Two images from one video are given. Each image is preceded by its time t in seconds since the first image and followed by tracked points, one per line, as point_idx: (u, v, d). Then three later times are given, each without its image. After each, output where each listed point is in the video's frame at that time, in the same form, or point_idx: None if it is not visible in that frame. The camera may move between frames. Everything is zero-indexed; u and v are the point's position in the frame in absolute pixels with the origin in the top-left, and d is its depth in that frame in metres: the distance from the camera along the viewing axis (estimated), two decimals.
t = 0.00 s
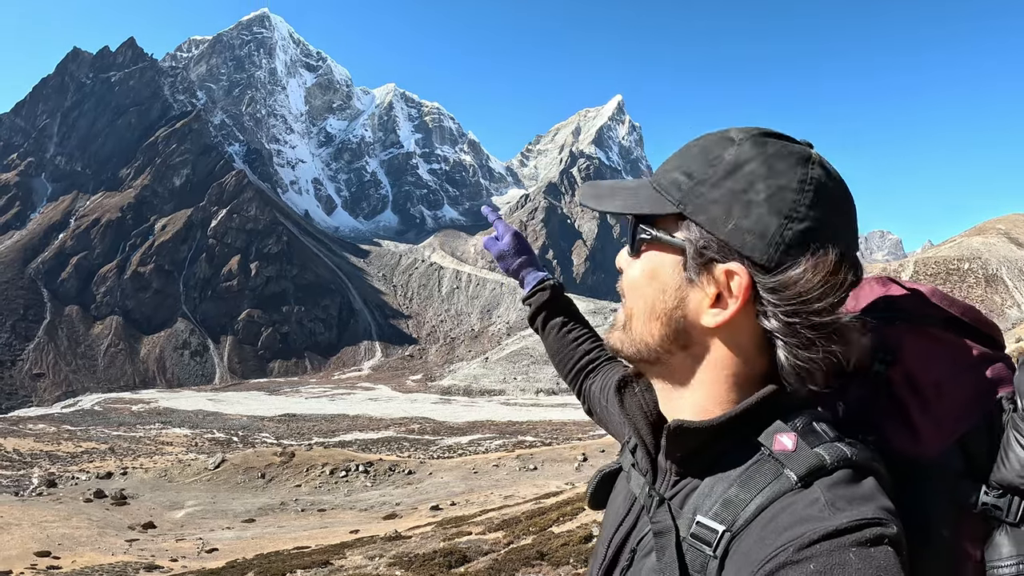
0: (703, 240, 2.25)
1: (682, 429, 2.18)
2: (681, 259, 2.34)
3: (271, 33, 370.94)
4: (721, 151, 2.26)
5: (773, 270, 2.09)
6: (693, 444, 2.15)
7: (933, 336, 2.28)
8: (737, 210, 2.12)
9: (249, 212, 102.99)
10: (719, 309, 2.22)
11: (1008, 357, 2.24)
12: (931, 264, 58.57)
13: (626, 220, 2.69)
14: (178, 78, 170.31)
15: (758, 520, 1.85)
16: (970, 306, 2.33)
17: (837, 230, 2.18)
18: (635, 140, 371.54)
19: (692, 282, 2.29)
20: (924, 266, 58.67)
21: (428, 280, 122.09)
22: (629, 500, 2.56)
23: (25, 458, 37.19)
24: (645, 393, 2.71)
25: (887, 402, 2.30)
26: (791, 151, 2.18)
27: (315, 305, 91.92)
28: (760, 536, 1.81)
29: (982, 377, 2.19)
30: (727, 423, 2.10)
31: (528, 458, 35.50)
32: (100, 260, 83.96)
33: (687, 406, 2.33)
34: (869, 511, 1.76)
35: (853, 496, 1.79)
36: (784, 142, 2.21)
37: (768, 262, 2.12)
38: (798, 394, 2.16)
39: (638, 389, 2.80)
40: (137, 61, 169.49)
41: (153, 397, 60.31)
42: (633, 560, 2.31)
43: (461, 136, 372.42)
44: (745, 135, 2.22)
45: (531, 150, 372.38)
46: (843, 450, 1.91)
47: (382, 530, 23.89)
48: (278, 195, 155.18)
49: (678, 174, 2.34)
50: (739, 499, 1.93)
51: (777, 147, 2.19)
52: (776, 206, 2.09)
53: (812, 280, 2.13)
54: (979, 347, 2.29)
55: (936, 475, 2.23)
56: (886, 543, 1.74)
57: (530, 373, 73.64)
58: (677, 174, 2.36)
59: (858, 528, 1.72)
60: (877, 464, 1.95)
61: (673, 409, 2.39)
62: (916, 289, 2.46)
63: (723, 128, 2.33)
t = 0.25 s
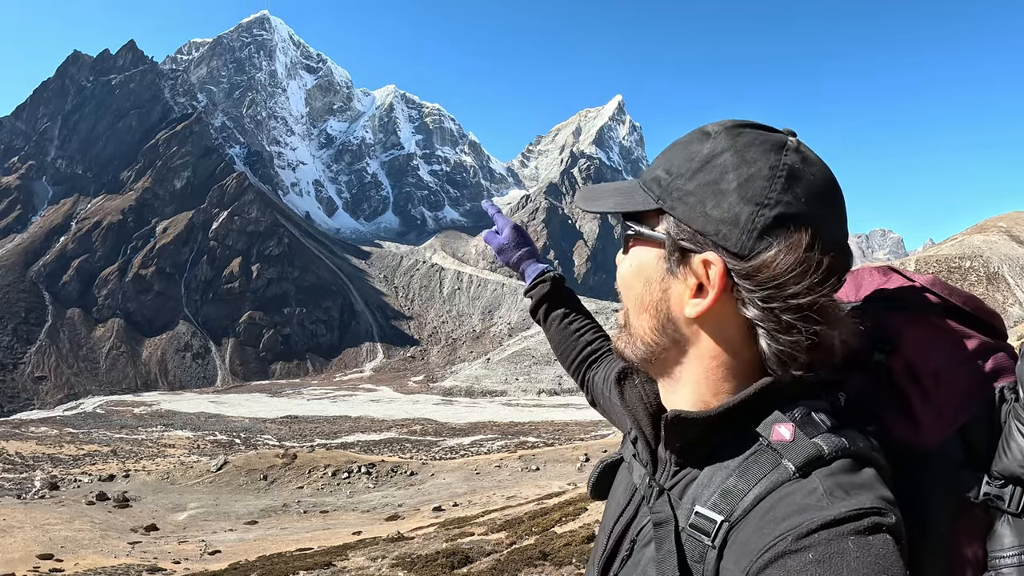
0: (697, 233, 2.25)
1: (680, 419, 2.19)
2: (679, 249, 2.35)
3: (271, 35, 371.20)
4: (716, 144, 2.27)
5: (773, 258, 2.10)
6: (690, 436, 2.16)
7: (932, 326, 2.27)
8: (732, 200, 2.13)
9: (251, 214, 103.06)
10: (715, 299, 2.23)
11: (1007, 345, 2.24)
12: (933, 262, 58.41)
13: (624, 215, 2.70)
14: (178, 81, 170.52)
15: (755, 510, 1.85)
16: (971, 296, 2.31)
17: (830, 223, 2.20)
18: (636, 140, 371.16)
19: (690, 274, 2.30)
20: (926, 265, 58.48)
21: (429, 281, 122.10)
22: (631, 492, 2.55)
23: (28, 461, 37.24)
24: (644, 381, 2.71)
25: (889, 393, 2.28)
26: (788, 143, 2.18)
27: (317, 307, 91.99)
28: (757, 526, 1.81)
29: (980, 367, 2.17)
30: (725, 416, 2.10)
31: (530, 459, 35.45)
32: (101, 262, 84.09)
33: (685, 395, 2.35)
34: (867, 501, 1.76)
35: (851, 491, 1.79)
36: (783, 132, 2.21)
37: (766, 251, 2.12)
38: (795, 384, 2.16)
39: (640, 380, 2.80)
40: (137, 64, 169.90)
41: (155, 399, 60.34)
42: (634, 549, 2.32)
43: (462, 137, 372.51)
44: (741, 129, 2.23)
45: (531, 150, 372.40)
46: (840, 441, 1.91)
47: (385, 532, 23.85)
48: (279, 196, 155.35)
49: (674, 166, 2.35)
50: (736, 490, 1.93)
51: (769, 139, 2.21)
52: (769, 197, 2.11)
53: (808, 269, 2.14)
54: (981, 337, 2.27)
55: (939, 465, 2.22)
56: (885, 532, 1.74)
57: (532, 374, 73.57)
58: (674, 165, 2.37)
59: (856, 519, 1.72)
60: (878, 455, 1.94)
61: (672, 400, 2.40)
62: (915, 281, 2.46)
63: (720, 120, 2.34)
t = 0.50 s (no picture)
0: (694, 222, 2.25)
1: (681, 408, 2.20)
2: (677, 239, 2.34)
3: (271, 36, 371.19)
4: (714, 135, 2.28)
5: (769, 246, 2.11)
6: (693, 426, 2.16)
7: (931, 315, 2.28)
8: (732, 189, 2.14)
9: (251, 215, 103.21)
10: (711, 288, 2.24)
11: (1006, 335, 2.24)
12: (934, 260, 58.28)
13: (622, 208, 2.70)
14: (179, 83, 170.60)
15: (760, 499, 1.85)
16: (971, 286, 2.31)
17: (826, 211, 2.22)
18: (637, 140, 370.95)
19: (688, 263, 2.30)
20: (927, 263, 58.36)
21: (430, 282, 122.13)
22: (632, 483, 2.55)
23: (29, 463, 37.27)
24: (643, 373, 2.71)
25: (887, 382, 2.29)
26: (785, 134, 2.20)
27: (318, 308, 92.10)
28: (761, 514, 1.82)
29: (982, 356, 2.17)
30: (725, 404, 2.11)
31: (532, 458, 35.44)
32: (102, 264, 84.19)
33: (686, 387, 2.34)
34: (868, 490, 1.77)
35: (854, 478, 1.80)
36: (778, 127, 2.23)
37: (766, 239, 2.13)
38: (794, 374, 2.17)
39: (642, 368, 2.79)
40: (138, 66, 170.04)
41: (157, 401, 60.38)
42: (636, 540, 2.32)
43: (463, 138, 372.52)
44: (739, 123, 2.24)
45: (532, 150, 372.37)
46: (842, 429, 1.91)
47: (387, 532, 23.86)
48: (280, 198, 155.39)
49: (672, 157, 2.37)
50: (742, 478, 1.93)
51: (763, 129, 2.22)
52: (765, 185, 2.13)
53: (807, 259, 2.15)
54: (982, 328, 2.27)
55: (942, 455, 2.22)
56: (887, 520, 1.75)
57: (533, 374, 73.54)
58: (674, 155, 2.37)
59: (858, 506, 1.73)
60: (877, 444, 1.94)
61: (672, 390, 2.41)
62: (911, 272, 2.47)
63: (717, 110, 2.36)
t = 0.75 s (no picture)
0: (680, 215, 2.24)
1: (671, 403, 2.19)
2: (656, 236, 2.35)
3: (271, 38, 371.09)
4: (702, 128, 2.25)
5: (756, 238, 2.10)
6: (688, 418, 2.14)
7: (926, 306, 2.24)
8: (716, 182, 2.13)
9: (253, 217, 103.30)
10: (697, 283, 2.21)
11: (1002, 328, 2.21)
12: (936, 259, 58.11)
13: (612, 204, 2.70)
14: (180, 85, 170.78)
15: (750, 493, 1.84)
16: (967, 279, 2.28)
17: (815, 203, 2.20)
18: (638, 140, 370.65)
19: (672, 258, 2.29)
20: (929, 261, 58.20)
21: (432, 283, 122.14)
22: (629, 476, 2.54)
23: (32, 465, 37.34)
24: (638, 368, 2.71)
25: (882, 375, 2.26)
26: (770, 127, 2.19)
27: (320, 309, 92.17)
28: (753, 508, 1.80)
29: (976, 354, 2.13)
30: (716, 399, 2.09)
31: (534, 459, 35.38)
32: (104, 266, 84.34)
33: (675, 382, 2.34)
34: (860, 485, 1.75)
35: (843, 474, 1.78)
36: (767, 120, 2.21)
37: (751, 233, 2.11)
38: (785, 365, 2.15)
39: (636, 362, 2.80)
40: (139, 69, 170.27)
41: (159, 402, 60.44)
42: (631, 533, 2.31)
43: (464, 138, 372.48)
44: (728, 115, 2.21)
45: (533, 151, 372.34)
46: (833, 422, 1.89)
47: (389, 534, 23.85)
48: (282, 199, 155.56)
49: (658, 150, 2.35)
50: (734, 471, 1.92)
51: (745, 119, 2.20)
52: (752, 176, 2.12)
53: (797, 251, 2.13)
54: (974, 320, 2.24)
55: (934, 449, 2.20)
56: (877, 515, 1.74)
57: (536, 374, 73.48)
58: (662, 149, 2.35)
59: (850, 501, 1.71)
60: (871, 439, 1.92)
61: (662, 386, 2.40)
62: (905, 263, 2.44)
63: (704, 104, 2.34)
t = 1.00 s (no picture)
0: (672, 216, 2.21)
1: (669, 407, 2.17)
2: (644, 244, 2.33)
3: (272, 40, 371.29)
4: (695, 134, 2.24)
5: (752, 245, 2.07)
6: (682, 424, 2.13)
7: (930, 315, 2.20)
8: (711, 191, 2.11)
9: (254, 219, 103.44)
10: (688, 288, 2.18)
11: (1002, 337, 2.21)
12: (937, 258, 58.10)
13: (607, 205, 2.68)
14: (181, 87, 171.05)
15: (744, 500, 1.83)
16: (969, 285, 2.26)
17: (812, 209, 2.19)
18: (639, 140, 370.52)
19: (664, 264, 2.26)
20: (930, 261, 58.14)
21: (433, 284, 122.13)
22: (626, 479, 2.53)
23: (34, 467, 37.38)
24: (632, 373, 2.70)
25: (879, 383, 2.25)
26: (768, 133, 2.17)
27: (322, 311, 92.34)
28: (750, 516, 1.78)
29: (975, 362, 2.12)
30: (711, 404, 2.08)
31: (536, 460, 35.36)
32: (106, 269, 84.47)
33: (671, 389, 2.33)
34: (856, 495, 1.74)
35: (839, 484, 1.77)
36: (763, 128, 2.20)
37: (744, 238, 2.10)
38: (783, 371, 2.14)
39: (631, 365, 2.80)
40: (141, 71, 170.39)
41: (161, 405, 60.47)
42: (627, 534, 2.31)
43: (465, 140, 372.44)
44: (726, 122, 2.20)
45: (534, 152, 372.42)
46: (830, 430, 1.88)
47: (392, 535, 23.87)
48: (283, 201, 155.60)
49: (653, 154, 2.33)
50: (727, 478, 1.92)
51: (740, 125, 2.18)
52: (746, 184, 2.11)
53: (791, 258, 2.12)
54: (978, 328, 2.22)
55: (931, 454, 2.19)
56: (873, 524, 1.73)
57: (537, 375, 73.46)
58: (657, 155, 2.34)
59: (843, 510, 1.71)
60: (867, 448, 1.93)
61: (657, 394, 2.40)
62: (907, 268, 2.40)
63: (703, 110, 2.32)
